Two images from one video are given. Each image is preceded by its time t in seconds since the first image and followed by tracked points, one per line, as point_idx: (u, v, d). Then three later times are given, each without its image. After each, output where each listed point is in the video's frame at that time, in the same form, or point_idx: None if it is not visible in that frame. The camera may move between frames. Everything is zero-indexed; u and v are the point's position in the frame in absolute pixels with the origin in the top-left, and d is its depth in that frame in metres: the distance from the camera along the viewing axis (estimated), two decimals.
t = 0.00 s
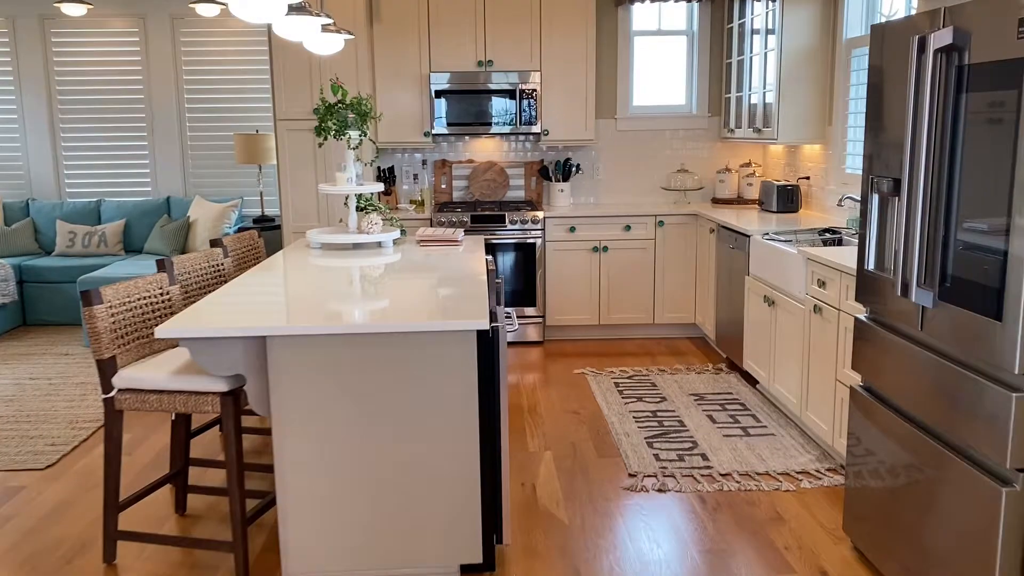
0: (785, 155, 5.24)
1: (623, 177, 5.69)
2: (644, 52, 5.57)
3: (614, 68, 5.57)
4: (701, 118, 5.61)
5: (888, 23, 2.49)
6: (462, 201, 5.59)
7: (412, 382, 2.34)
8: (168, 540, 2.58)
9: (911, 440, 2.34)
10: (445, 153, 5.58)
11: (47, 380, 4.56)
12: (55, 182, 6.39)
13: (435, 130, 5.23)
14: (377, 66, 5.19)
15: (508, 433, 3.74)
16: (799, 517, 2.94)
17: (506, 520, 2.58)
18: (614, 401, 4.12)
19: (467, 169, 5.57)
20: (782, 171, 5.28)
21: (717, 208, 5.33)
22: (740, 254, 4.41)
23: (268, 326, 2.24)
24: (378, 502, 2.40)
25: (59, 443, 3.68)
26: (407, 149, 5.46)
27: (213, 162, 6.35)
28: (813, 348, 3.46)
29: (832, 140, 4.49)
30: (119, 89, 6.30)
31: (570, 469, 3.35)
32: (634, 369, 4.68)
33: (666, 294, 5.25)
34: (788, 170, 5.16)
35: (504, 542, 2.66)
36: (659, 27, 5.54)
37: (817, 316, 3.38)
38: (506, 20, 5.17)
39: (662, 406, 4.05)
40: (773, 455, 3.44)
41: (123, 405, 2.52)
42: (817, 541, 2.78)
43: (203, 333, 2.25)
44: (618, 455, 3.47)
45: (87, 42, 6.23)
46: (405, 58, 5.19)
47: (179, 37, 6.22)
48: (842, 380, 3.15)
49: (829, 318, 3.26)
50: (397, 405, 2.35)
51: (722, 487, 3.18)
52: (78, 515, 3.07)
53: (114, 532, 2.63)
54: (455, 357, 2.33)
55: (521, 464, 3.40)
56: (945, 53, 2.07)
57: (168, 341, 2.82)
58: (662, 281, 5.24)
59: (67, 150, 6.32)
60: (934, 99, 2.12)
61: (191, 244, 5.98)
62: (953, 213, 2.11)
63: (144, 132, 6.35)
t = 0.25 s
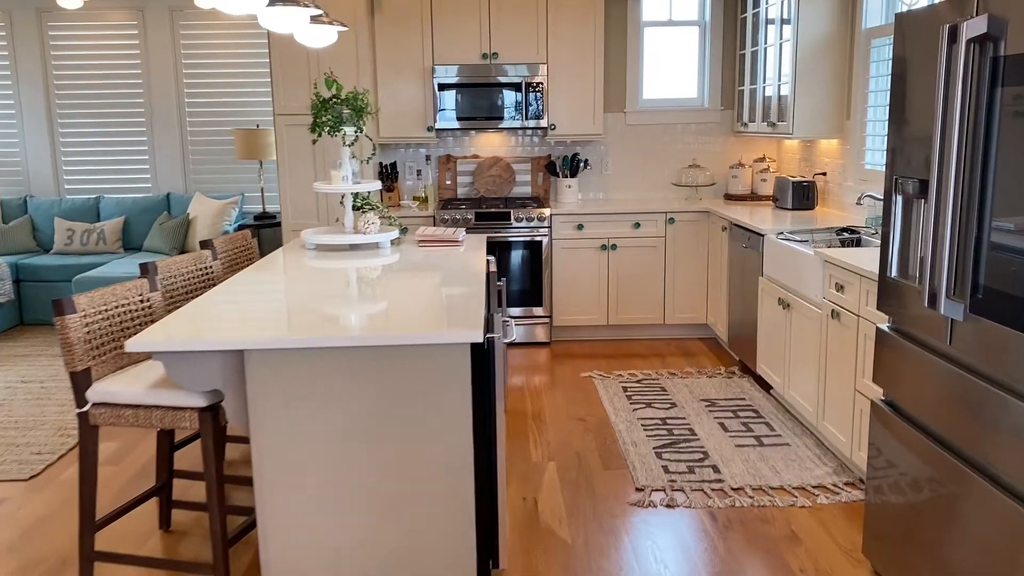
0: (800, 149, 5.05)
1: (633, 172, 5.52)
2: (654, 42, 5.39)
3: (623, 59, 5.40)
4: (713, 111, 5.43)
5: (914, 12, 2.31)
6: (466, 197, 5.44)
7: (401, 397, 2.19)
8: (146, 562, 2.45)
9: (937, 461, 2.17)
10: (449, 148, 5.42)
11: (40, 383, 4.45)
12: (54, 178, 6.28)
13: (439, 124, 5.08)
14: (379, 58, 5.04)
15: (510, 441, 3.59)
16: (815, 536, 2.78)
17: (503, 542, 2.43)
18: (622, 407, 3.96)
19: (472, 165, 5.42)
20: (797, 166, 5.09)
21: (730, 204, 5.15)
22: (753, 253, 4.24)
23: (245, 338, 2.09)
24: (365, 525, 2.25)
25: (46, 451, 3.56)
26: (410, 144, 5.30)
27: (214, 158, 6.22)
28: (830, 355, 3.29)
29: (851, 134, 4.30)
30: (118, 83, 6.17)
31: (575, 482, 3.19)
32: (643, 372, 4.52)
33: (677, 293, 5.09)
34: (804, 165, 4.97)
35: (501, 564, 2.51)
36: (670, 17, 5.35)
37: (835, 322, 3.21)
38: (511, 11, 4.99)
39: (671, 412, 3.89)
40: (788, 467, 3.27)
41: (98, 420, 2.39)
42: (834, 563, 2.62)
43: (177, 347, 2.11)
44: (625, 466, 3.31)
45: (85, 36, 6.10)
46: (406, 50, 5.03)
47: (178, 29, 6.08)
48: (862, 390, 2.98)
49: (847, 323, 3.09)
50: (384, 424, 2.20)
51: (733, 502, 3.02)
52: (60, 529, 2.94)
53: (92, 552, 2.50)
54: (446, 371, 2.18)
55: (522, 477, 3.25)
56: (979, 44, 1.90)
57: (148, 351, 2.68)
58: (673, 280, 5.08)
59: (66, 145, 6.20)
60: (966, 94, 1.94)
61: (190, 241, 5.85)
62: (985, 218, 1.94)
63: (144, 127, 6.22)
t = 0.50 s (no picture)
0: (813, 144, 4.88)
1: (640, 168, 5.36)
2: (662, 34, 5.22)
3: (630, 52, 5.24)
4: (723, 105, 5.26)
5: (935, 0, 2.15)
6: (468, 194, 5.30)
7: (384, 414, 2.06)
8: None
9: (959, 484, 2.02)
10: (450, 143, 5.28)
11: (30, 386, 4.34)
12: (50, 175, 6.17)
13: (439, 120, 4.93)
14: (377, 51, 4.90)
15: (509, 451, 3.45)
16: (827, 556, 2.63)
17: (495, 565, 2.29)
18: (626, 413, 3.82)
19: (474, 161, 5.28)
20: (809, 162, 4.92)
21: (739, 201, 4.99)
22: (763, 253, 4.08)
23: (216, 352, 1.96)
24: (346, 550, 2.12)
25: (30, 459, 3.45)
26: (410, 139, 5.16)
27: (212, 154, 6.10)
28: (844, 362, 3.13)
29: (865, 130, 4.14)
30: (114, 78, 6.05)
31: (575, 495, 3.05)
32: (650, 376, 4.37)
33: (684, 293, 4.94)
34: (817, 161, 4.81)
35: None
36: (678, 8, 5.18)
37: (848, 328, 3.05)
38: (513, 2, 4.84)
39: (678, 420, 3.74)
40: (799, 479, 3.12)
41: (68, 435, 2.26)
42: None
43: (144, 361, 1.98)
44: (628, 478, 3.17)
45: (81, 30, 5.99)
46: (405, 43, 4.88)
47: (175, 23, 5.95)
48: (877, 400, 2.83)
49: (862, 330, 2.93)
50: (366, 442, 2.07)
51: (741, 517, 2.87)
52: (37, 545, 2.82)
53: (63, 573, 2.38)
54: (431, 386, 2.05)
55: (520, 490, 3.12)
56: (1008, 33, 1.74)
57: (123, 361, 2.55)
58: (680, 280, 4.93)
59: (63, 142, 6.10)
60: (994, 89, 1.78)
61: (188, 239, 5.74)
62: (1013, 224, 1.78)
63: (141, 122, 6.10)
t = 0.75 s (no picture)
0: (825, 139, 4.71)
1: (645, 163, 5.20)
2: (669, 24, 5.05)
3: (635, 43, 5.07)
4: (732, 98, 5.08)
5: None
6: (468, 191, 5.16)
7: (357, 434, 1.91)
8: None
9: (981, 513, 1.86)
10: (450, 138, 5.13)
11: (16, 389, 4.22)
12: (45, 170, 6.06)
13: (438, 113, 4.78)
14: (374, 43, 4.75)
15: (504, 462, 3.31)
16: None
17: None
18: (628, 420, 3.67)
19: (475, 156, 5.13)
20: (821, 157, 4.75)
21: (748, 198, 4.83)
22: (772, 253, 3.92)
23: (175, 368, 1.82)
24: None
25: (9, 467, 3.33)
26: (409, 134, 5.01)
27: (209, 149, 5.97)
28: (855, 369, 2.97)
29: (880, 124, 3.96)
30: (109, 71, 5.93)
31: (571, 510, 2.91)
32: (654, 380, 4.22)
33: (691, 293, 4.77)
34: (829, 156, 4.63)
35: None
36: None
37: (861, 334, 2.89)
38: None
39: (681, 428, 3.58)
40: (807, 495, 2.97)
41: (27, 452, 2.13)
42: None
43: (99, 376, 1.84)
44: (628, 492, 3.02)
45: (76, 22, 5.87)
46: (403, 35, 4.73)
47: (171, 15, 5.82)
48: (891, 412, 2.67)
49: (875, 337, 2.77)
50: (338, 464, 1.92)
51: (745, 535, 2.72)
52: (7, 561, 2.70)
53: None
54: (408, 404, 1.90)
55: (514, 505, 2.97)
56: None
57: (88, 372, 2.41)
58: (686, 279, 4.76)
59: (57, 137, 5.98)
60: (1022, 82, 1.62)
61: (183, 236, 5.61)
62: None
63: (136, 116, 5.97)
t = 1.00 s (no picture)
0: (835, 129, 4.55)
1: (650, 153, 5.05)
2: (676, 10, 4.88)
3: (641, 29, 4.91)
4: (740, 86, 4.93)
5: None
6: (467, 182, 5.03)
7: (324, 444, 1.79)
8: None
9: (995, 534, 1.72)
10: (450, 127, 5.00)
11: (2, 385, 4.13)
12: (40, 160, 5.97)
13: (436, 102, 4.64)
14: (370, 29, 4.62)
15: (497, 465, 3.19)
16: None
17: None
18: (628, 421, 3.54)
19: (474, 146, 5.00)
20: (832, 147, 4.59)
21: (756, 190, 4.67)
22: (779, 247, 3.77)
23: (127, 374, 1.70)
24: None
25: None
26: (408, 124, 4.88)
27: (205, 139, 5.86)
28: (863, 371, 2.83)
29: (892, 114, 3.80)
30: (104, 59, 5.81)
31: (564, 518, 2.78)
32: (656, 378, 4.09)
33: (696, 288, 4.63)
34: (840, 147, 4.47)
35: None
36: None
37: (869, 335, 2.75)
38: None
39: (683, 429, 3.45)
40: (812, 503, 2.83)
41: None
42: None
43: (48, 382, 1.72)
44: (623, 497, 2.90)
45: (70, 9, 5.75)
46: (400, 21, 4.60)
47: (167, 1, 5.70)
48: (900, 417, 2.53)
49: (885, 339, 2.63)
50: (304, 476, 1.80)
51: (746, 546, 2.58)
52: None
53: None
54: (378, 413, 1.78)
55: (505, 511, 2.85)
56: None
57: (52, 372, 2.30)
58: (691, 273, 4.62)
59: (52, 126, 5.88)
60: None
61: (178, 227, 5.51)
62: None
63: (131, 105, 5.86)
